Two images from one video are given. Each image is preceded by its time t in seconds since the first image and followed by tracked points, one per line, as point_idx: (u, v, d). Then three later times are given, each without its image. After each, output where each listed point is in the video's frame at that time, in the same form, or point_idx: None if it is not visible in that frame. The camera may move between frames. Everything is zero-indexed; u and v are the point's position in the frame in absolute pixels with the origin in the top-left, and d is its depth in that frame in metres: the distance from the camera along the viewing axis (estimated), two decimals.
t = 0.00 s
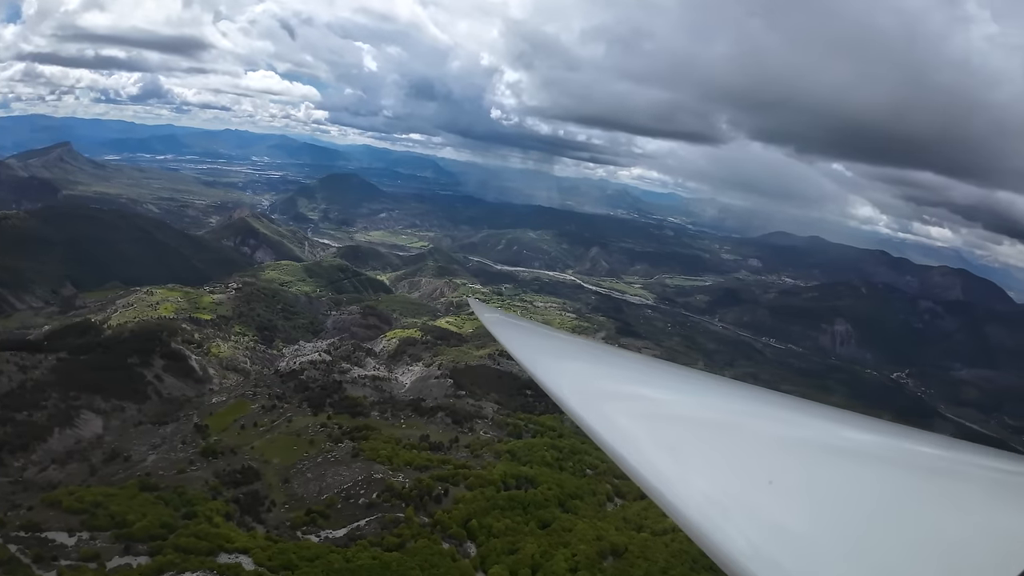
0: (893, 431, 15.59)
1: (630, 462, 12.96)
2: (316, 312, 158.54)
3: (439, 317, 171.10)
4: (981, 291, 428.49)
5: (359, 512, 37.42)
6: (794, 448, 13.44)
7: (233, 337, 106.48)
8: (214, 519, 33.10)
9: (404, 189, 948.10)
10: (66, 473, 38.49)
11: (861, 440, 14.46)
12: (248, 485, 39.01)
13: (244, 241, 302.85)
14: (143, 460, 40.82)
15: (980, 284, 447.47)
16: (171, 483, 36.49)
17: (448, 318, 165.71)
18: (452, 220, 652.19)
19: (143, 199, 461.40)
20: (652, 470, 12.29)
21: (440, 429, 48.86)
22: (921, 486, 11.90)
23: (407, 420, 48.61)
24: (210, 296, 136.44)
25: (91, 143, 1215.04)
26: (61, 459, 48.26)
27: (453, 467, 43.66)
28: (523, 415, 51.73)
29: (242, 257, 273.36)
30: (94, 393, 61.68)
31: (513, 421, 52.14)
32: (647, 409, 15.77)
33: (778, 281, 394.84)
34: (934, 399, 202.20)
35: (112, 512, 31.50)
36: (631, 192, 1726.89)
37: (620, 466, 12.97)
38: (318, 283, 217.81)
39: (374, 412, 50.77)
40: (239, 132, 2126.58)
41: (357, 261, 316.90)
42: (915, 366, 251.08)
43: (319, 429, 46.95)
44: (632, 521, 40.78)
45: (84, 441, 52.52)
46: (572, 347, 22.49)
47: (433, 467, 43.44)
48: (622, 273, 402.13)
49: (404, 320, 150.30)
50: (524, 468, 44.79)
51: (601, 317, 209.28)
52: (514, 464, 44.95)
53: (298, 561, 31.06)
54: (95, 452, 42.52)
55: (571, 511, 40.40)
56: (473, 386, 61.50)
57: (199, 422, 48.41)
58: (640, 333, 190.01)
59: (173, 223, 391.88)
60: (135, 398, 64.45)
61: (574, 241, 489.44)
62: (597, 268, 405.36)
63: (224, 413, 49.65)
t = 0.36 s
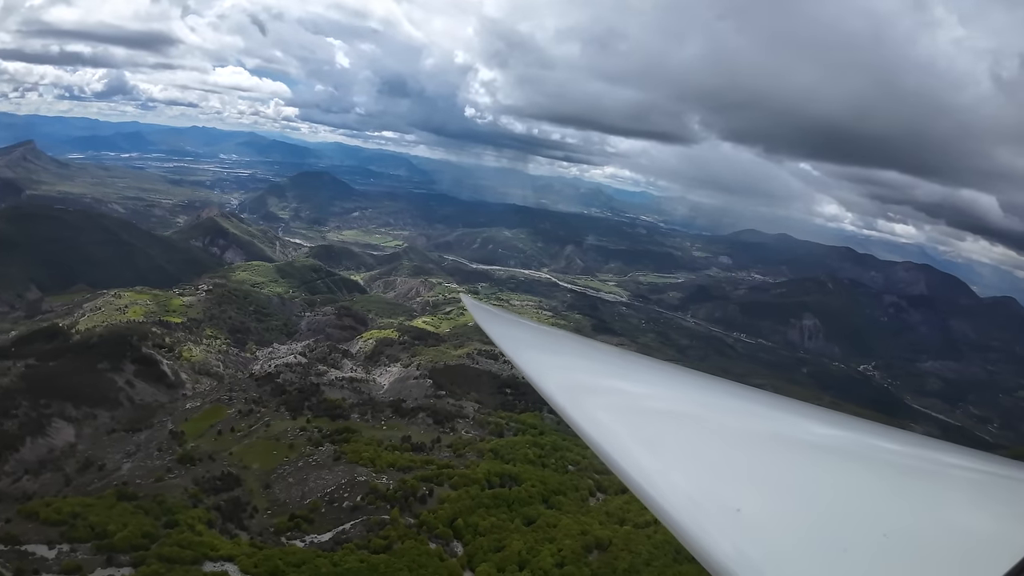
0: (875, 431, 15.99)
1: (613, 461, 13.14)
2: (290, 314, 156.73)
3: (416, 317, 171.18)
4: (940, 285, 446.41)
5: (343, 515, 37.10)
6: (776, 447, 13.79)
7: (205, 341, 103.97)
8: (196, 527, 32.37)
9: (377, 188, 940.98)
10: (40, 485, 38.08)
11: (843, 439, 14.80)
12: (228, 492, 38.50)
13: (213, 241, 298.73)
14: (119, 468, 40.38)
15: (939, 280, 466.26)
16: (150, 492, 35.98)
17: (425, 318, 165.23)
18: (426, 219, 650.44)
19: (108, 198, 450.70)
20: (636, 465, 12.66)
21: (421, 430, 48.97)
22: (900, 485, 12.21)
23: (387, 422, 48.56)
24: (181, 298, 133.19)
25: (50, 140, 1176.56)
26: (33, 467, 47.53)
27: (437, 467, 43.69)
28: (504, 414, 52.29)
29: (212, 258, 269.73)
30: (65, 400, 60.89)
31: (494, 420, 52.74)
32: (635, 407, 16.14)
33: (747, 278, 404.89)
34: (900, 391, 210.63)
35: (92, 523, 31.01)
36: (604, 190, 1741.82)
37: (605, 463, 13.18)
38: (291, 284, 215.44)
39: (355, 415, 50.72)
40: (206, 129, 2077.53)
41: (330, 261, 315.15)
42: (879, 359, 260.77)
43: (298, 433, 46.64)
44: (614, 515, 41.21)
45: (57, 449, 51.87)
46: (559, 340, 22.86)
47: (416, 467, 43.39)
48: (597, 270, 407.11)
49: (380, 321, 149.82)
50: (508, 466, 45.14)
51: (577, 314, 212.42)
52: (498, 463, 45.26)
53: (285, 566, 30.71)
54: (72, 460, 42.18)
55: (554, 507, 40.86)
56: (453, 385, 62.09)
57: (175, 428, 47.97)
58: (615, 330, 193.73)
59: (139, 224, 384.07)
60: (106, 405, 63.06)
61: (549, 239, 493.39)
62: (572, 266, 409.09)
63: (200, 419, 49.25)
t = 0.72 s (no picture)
0: (862, 422, 16.52)
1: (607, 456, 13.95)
2: (266, 323, 155.58)
3: (395, 324, 170.93)
4: (909, 284, 459.28)
5: (332, 525, 36.68)
6: (766, 442, 14.31)
7: (181, 352, 103.29)
8: (183, 543, 31.67)
9: (353, 194, 937.16)
10: (17, 504, 37.55)
11: (834, 431, 15.29)
12: (212, 506, 37.85)
13: (185, 250, 297.59)
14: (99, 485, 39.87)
15: (909, 278, 478.96)
16: (133, 508, 35.45)
17: (405, 325, 164.59)
18: (403, 224, 649.03)
19: (76, 207, 444.05)
20: (626, 461, 13.45)
21: (407, 439, 48.89)
22: (885, 472, 12.71)
23: (372, 431, 48.42)
24: (154, 308, 131.56)
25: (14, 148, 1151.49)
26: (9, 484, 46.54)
27: (424, 474, 43.43)
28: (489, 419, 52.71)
29: (184, 267, 268.87)
30: (38, 418, 60.03)
31: (480, 425, 53.32)
32: (626, 405, 16.75)
33: (722, 279, 413.22)
34: (873, 387, 216.56)
35: (76, 540, 30.51)
36: (581, 194, 1754.77)
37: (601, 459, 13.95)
38: (267, 292, 213.46)
39: (339, 424, 50.59)
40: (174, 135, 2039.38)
41: (306, 268, 315.64)
42: (851, 356, 267.73)
43: (281, 444, 46.28)
44: (603, 515, 41.44)
45: (33, 468, 50.79)
46: (550, 337, 23.57)
47: (403, 476, 43.10)
48: (575, 273, 410.76)
49: (359, 329, 150.26)
50: (496, 471, 45.24)
51: (557, 317, 214.49)
52: (485, 468, 45.25)
53: None
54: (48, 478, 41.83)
55: (543, 510, 41.00)
56: (436, 392, 63.27)
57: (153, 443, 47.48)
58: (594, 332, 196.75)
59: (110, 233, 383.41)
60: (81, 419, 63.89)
61: (528, 244, 496.33)
62: (552, 270, 410.71)
63: (180, 432, 48.98)
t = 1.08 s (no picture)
0: (854, 427, 16.50)
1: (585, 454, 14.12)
2: (245, 340, 154.24)
3: (376, 337, 170.52)
4: (880, 287, 471.84)
5: (323, 545, 36.07)
6: (753, 441, 14.41)
7: (159, 371, 101.76)
8: (173, 567, 30.85)
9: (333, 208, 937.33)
10: None
11: (816, 432, 15.34)
12: (199, 528, 37.24)
13: (159, 265, 303.10)
14: (81, 509, 39.67)
15: (881, 281, 491.45)
16: (118, 532, 35.14)
17: (386, 338, 163.87)
18: (382, 236, 649.51)
19: (48, 223, 441.91)
20: (606, 460, 13.62)
21: (394, 454, 48.72)
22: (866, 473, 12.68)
23: (359, 448, 48.18)
24: (130, 327, 129.54)
25: None
26: None
27: (414, 490, 43.10)
28: (477, 432, 53.06)
29: (157, 282, 274.41)
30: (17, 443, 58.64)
31: (468, 438, 53.68)
32: (612, 404, 16.89)
33: (698, 284, 421.32)
34: (850, 386, 221.25)
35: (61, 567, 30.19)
36: (560, 205, 1767.24)
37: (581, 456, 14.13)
38: (245, 307, 212.61)
39: (324, 442, 50.49)
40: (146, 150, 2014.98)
41: (284, 282, 321.02)
42: (826, 357, 273.70)
43: (266, 463, 45.71)
44: (593, 522, 41.18)
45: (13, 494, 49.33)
46: (540, 337, 23.85)
47: (393, 491, 42.70)
48: (556, 281, 414.91)
49: (339, 345, 151.90)
50: (486, 483, 45.19)
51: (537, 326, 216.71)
52: (475, 481, 45.20)
53: None
54: (31, 503, 41.45)
55: (536, 521, 40.79)
56: (421, 406, 63.72)
57: (135, 465, 47.33)
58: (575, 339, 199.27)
59: (81, 248, 382.66)
60: (58, 443, 61.72)
61: (508, 253, 498.76)
62: (534, 279, 410.88)
63: (162, 453, 48.71)
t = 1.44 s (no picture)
0: (839, 420, 16.52)
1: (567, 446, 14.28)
2: (225, 361, 152.82)
3: (361, 356, 168.84)
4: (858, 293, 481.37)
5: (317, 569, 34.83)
6: (734, 433, 14.47)
7: (138, 395, 106.19)
8: None
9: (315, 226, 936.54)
10: None
11: (795, 423, 15.55)
12: (188, 557, 36.72)
13: (136, 287, 307.24)
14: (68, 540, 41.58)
15: (858, 287, 501.81)
16: (106, 563, 35.99)
17: (371, 356, 162.02)
18: (364, 254, 649.06)
19: (24, 247, 441.53)
20: (585, 451, 13.79)
21: (384, 475, 48.08)
22: (839, 460, 12.77)
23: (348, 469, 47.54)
24: (108, 350, 134.02)
25: None
26: None
27: (407, 510, 42.28)
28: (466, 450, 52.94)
29: (134, 304, 278.33)
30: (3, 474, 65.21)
31: (459, 455, 53.53)
32: (597, 400, 17.19)
33: (679, 294, 428.05)
34: (832, 390, 224.93)
35: None
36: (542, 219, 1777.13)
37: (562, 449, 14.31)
38: (224, 328, 210.33)
39: (313, 464, 50.00)
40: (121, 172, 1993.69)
41: (264, 301, 322.80)
42: (808, 362, 278.10)
43: (254, 488, 44.81)
44: (589, 535, 40.42)
45: None
46: (529, 335, 24.64)
47: (387, 512, 41.77)
48: (540, 293, 418.14)
49: (322, 364, 150.79)
50: (480, 501, 44.58)
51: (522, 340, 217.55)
52: (468, 499, 44.62)
53: None
54: (16, 532, 44.97)
55: (531, 537, 39.96)
56: (409, 424, 63.25)
57: (120, 493, 48.19)
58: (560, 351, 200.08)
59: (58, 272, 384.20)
60: (41, 471, 68.40)
61: (492, 267, 500.64)
62: (517, 292, 414.73)
63: (146, 480, 49.37)
